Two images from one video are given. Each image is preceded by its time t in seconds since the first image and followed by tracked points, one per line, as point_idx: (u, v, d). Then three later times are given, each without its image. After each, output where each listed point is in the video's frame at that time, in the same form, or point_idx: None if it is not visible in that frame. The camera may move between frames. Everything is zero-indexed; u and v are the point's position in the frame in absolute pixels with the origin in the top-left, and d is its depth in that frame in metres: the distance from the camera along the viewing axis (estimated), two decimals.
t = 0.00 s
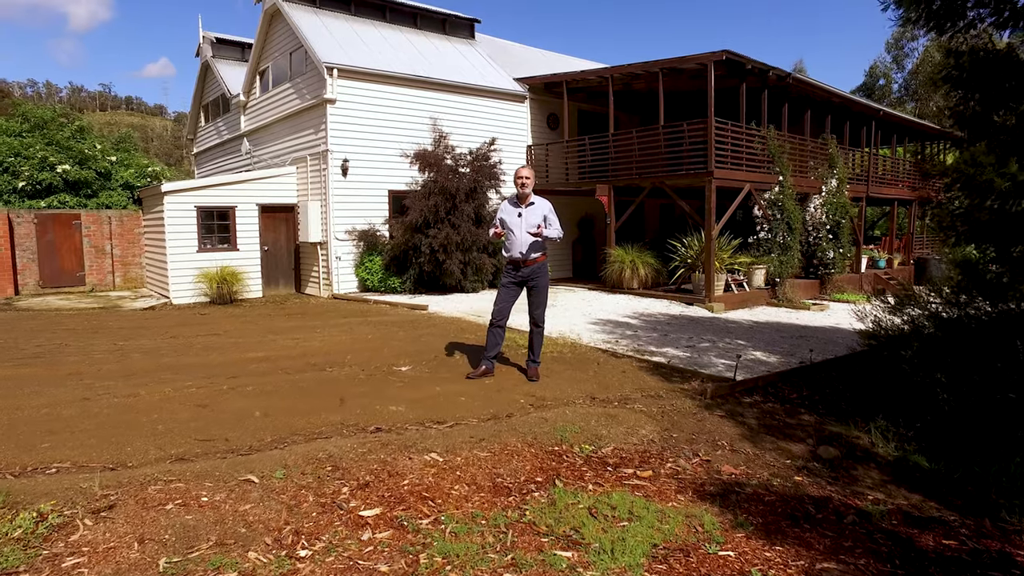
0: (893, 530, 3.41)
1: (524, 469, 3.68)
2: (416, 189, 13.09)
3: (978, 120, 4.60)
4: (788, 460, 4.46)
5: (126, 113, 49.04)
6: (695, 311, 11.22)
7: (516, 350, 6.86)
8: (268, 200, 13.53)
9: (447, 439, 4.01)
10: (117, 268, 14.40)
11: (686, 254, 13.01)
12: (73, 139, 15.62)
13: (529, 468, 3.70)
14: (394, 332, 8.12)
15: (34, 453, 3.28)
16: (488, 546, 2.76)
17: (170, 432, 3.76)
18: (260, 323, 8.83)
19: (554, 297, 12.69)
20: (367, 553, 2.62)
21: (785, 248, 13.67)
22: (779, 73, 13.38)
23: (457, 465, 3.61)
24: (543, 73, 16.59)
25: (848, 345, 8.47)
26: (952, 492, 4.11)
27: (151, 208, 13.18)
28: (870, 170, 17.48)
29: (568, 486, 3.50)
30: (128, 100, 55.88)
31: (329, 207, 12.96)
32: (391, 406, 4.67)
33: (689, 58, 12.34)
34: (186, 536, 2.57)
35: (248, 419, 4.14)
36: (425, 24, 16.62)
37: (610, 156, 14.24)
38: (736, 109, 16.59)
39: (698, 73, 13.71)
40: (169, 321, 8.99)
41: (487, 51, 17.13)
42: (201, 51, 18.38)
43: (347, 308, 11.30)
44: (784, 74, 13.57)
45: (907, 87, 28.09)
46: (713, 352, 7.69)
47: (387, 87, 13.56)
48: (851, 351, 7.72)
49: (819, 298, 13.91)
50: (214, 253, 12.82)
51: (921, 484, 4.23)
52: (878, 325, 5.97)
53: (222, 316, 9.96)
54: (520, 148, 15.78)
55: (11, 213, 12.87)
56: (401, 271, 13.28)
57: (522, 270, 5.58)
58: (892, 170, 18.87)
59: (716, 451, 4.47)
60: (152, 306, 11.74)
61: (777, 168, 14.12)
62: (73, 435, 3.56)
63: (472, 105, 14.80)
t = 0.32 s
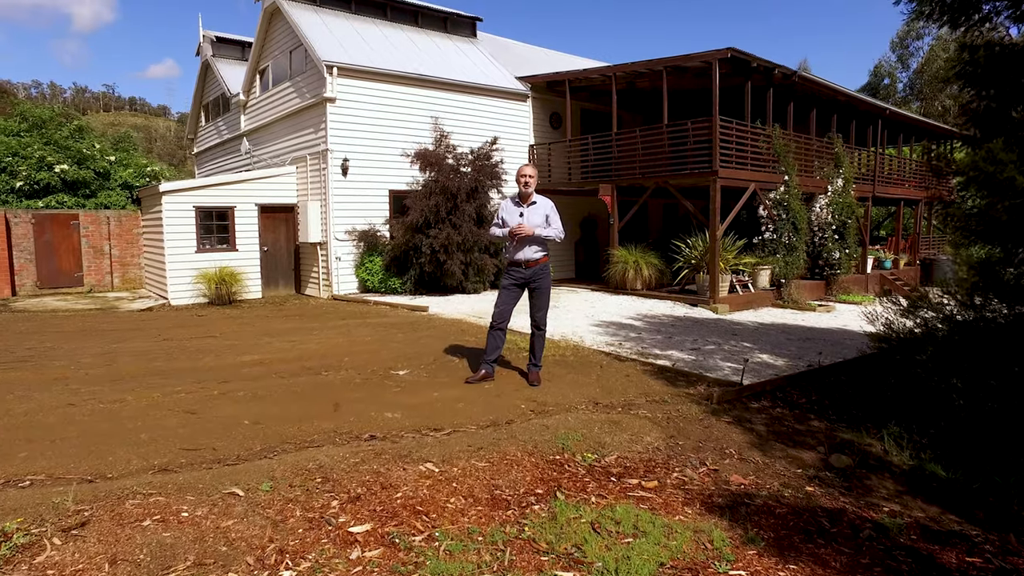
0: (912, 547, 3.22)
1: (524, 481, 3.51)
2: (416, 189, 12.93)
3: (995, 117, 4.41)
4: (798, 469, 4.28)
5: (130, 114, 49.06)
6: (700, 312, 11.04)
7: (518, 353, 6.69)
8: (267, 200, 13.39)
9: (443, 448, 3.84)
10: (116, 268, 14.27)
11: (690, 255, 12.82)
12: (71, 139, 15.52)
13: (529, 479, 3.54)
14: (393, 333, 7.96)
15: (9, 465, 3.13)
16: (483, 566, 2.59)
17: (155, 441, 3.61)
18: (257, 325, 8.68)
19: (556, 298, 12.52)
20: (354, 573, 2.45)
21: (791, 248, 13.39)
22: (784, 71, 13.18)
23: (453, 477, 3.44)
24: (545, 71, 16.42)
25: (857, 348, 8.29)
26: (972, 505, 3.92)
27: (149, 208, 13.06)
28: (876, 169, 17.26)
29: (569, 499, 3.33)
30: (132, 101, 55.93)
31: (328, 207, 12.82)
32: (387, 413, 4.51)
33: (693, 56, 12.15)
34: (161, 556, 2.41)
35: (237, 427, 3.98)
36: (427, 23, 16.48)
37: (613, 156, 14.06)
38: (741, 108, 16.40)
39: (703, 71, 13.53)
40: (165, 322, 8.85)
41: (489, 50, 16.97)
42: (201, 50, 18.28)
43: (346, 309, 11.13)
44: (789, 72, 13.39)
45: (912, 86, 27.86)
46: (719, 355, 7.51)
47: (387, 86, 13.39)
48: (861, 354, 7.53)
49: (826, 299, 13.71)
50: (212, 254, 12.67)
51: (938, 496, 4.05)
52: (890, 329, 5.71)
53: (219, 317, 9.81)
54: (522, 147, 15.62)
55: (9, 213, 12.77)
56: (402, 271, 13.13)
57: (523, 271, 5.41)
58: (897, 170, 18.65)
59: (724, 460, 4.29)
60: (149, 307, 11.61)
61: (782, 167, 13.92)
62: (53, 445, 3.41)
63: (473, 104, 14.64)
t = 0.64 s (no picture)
0: (930, 563, 3.04)
1: (522, 491, 3.34)
2: (416, 188, 12.77)
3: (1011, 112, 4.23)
4: (808, 477, 4.10)
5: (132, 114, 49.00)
6: (703, 313, 10.86)
7: (517, 355, 6.52)
8: (266, 199, 13.24)
9: (437, 456, 3.67)
10: (113, 269, 14.13)
11: (693, 255, 12.62)
12: (69, 138, 15.40)
13: (526, 489, 3.37)
14: (390, 335, 7.78)
15: None
16: None
17: (133, 449, 3.44)
18: (252, 326, 8.51)
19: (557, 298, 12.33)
20: None
21: (794, 248, 13.26)
22: (789, 69, 12.99)
23: (446, 487, 3.27)
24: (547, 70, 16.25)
25: (864, 350, 8.10)
26: (992, 517, 3.74)
27: (146, 208, 12.92)
28: (881, 168, 17.06)
29: (568, 510, 3.15)
30: (135, 103, 55.95)
31: (327, 206, 12.67)
32: (380, 418, 4.34)
33: (696, 53, 11.96)
34: None
35: (223, 433, 3.82)
36: (427, 21, 16.32)
37: (615, 154, 13.88)
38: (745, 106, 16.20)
39: (706, 69, 13.34)
40: (159, 323, 8.68)
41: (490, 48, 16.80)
42: (201, 49, 18.15)
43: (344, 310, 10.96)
44: (794, 70, 13.20)
45: (916, 85, 27.61)
46: (724, 357, 7.33)
47: (387, 84, 13.23)
48: (869, 356, 7.35)
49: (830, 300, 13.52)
50: (210, 254, 12.53)
51: (955, 506, 3.87)
52: (900, 330, 5.70)
53: (213, 318, 9.64)
54: (523, 146, 15.45)
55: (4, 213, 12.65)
56: (401, 272, 12.98)
57: (523, 271, 5.24)
58: (902, 169, 18.41)
59: (731, 467, 4.12)
60: (145, 308, 11.47)
61: (787, 166, 13.71)
62: (28, 453, 3.26)
63: (473, 102, 14.47)
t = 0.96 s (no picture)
0: None
1: (517, 506, 3.17)
2: (416, 188, 12.61)
3: None
4: (817, 488, 3.93)
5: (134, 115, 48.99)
6: (706, 315, 10.69)
7: (516, 359, 6.36)
8: (264, 199, 13.10)
9: (428, 468, 3.51)
10: (110, 269, 13.99)
11: (696, 256, 12.45)
12: (66, 138, 15.28)
13: (522, 504, 3.21)
14: (388, 337, 7.63)
15: None
16: None
17: (110, 460, 3.29)
18: (247, 329, 8.37)
19: (557, 300, 12.17)
20: None
21: (799, 248, 12.77)
22: (793, 67, 12.80)
23: (438, 501, 3.11)
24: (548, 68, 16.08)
25: (871, 352, 7.92)
26: (1010, 533, 3.57)
27: (143, 208, 12.78)
28: (886, 167, 16.85)
29: (564, 527, 2.99)
30: (138, 104, 55.94)
31: (325, 207, 12.52)
32: (371, 426, 4.18)
33: (699, 51, 11.80)
34: None
35: (207, 443, 3.67)
36: (427, 19, 16.17)
37: (617, 154, 13.71)
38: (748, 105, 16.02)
39: (709, 68, 13.16)
40: (152, 326, 8.54)
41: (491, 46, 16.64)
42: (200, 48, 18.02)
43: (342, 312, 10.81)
44: (798, 68, 13.01)
45: (919, 85, 27.37)
46: (727, 360, 7.16)
47: (385, 83, 13.07)
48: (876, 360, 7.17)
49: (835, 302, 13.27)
50: (207, 255, 12.38)
51: (972, 521, 3.70)
52: (909, 333, 5.46)
53: (208, 320, 9.51)
54: (524, 146, 15.30)
55: None
56: (400, 273, 12.83)
57: (521, 274, 5.09)
58: (908, 169, 18.20)
59: (736, 478, 3.95)
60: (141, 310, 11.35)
61: (792, 166, 13.44)
62: None
63: (473, 101, 14.32)
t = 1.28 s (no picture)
0: None
1: (513, 522, 3.01)
2: (416, 188, 12.47)
3: None
4: (828, 501, 3.76)
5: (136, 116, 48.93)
6: (710, 317, 10.52)
7: (516, 364, 6.20)
8: (263, 199, 12.97)
9: (421, 480, 3.35)
10: (109, 270, 13.87)
11: (700, 257, 12.28)
12: (64, 138, 15.17)
13: (519, 519, 3.04)
14: (386, 341, 7.48)
15: None
16: None
17: (88, 473, 3.15)
18: (243, 331, 8.23)
19: (559, 301, 12.03)
20: None
21: (805, 249, 12.55)
22: (798, 65, 12.61)
23: (430, 518, 2.95)
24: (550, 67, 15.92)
25: (880, 356, 7.74)
26: None
27: (142, 209, 12.65)
28: (892, 167, 16.63)
29: (563, 546, 2.82)
30: (141, 104, 55.90)
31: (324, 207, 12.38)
32: (363, 435, 4.02)
33: (702, 50, 11.61)
34: None
35: (191, 454, 3.52)
36: (428, 18, 16.02)
37: (619, 154, 13.55)
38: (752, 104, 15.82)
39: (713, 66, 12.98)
40: (147, 328, 8.41)
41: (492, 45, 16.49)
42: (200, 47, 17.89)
43: (341, 313, 10.67)
44: (803, 66, 12.82)
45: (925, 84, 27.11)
46: (732, 364, 6.99)
47: (385, 82, 12.92)
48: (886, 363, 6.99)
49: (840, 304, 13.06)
50: (206, 255, 12.24)
51: (993, 537, 3.54)
52: (920, 337, 5.27)
53: (205, 323, 9.37)
54: (526, 146, 15.14)
55: None
56: (401, 274, 12.67)
57: (521, 276, 4.92)
58: (914, 168, 17.97)
59: (743, 490, 3.77)
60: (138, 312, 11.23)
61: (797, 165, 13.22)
62: None
63: (475, 100, 14.16)
